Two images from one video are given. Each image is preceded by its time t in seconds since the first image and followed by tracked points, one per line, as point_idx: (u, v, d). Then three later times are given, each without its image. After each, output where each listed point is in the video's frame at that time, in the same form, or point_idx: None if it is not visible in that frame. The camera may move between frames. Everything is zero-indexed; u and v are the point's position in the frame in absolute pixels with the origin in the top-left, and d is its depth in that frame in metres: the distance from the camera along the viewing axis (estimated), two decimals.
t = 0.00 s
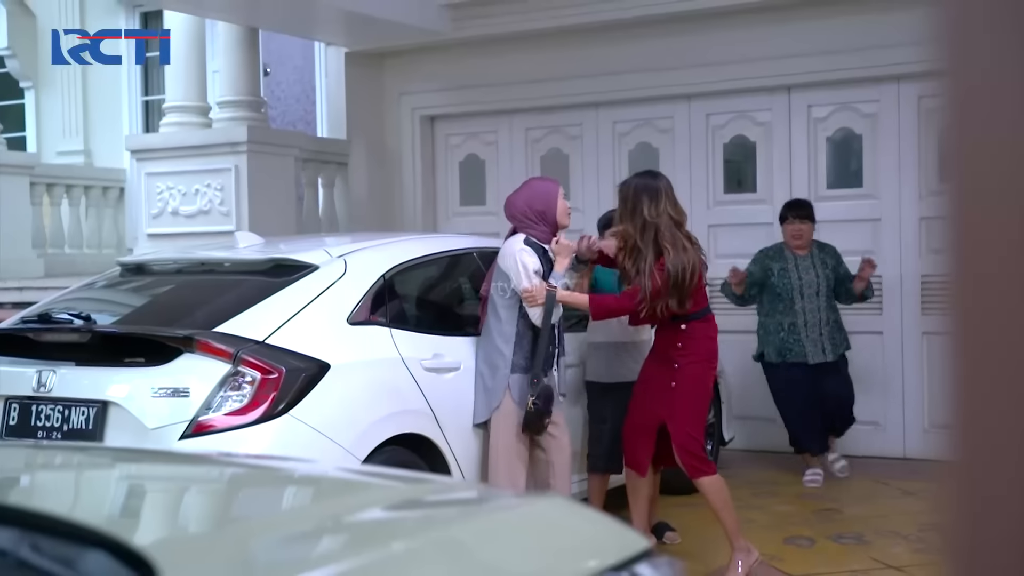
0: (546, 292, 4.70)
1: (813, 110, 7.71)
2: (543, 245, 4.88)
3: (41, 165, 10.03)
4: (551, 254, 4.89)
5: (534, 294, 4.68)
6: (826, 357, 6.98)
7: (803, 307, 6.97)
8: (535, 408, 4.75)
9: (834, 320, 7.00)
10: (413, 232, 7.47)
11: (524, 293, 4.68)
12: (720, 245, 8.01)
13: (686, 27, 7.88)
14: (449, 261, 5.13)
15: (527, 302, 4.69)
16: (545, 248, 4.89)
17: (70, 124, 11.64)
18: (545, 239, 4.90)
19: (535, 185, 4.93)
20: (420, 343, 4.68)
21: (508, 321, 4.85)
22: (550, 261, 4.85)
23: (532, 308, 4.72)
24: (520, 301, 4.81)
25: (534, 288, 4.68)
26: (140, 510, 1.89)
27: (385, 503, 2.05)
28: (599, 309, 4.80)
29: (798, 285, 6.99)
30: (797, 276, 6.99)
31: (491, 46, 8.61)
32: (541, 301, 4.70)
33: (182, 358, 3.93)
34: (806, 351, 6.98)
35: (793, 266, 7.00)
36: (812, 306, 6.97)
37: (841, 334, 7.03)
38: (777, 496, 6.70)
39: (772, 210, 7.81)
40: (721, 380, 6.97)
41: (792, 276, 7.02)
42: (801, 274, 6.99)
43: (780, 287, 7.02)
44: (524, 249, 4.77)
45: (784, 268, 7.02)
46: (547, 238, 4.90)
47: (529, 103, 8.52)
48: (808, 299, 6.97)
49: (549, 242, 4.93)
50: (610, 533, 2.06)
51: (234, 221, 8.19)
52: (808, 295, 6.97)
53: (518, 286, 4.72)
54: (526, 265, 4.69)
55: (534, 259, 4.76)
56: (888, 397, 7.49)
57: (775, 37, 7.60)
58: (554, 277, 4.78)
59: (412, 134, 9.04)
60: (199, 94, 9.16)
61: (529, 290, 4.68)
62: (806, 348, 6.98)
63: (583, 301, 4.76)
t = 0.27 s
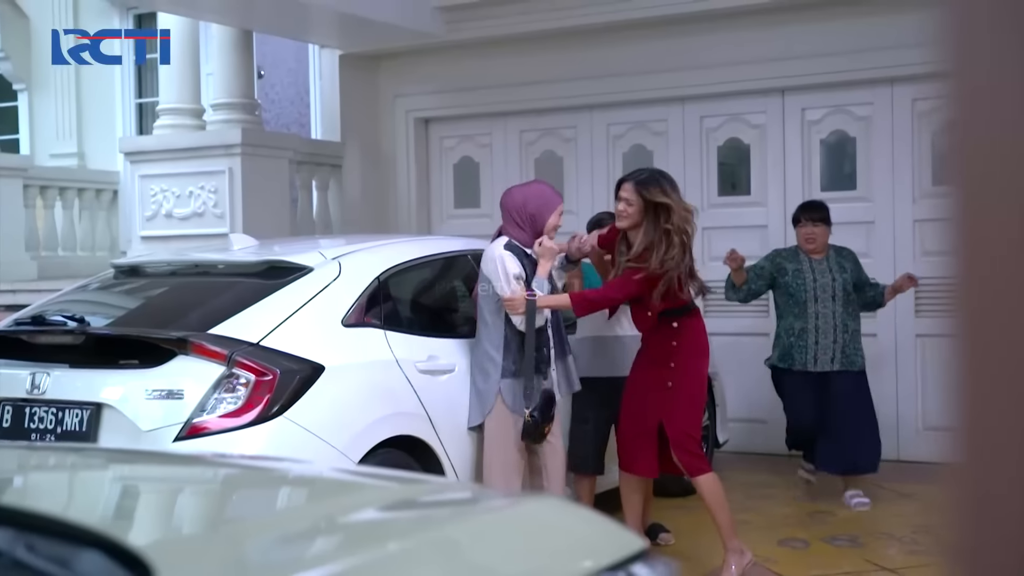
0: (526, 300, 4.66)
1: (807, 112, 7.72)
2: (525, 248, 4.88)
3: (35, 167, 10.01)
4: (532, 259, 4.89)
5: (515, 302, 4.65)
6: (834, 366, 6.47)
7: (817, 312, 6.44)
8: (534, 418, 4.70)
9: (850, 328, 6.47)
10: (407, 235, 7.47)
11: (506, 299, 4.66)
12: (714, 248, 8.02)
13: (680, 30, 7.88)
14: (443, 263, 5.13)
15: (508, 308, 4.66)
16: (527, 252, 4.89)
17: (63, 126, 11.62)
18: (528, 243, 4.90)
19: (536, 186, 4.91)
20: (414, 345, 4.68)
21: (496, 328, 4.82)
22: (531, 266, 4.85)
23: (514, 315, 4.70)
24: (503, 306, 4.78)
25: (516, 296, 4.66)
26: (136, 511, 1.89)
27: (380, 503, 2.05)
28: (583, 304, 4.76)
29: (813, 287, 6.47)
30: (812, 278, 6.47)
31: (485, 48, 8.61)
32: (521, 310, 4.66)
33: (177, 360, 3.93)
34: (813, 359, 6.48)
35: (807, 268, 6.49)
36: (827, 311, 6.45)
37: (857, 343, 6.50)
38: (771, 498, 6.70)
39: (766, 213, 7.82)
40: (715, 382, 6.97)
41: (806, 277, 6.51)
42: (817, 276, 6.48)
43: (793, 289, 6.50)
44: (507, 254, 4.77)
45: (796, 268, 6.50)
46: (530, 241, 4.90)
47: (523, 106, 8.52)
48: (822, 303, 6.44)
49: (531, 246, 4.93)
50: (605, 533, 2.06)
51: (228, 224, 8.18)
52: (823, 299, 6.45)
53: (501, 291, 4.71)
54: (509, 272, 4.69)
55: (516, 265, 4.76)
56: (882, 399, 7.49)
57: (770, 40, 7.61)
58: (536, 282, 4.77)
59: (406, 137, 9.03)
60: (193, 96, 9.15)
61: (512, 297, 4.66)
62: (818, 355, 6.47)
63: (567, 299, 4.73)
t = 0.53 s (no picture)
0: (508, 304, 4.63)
1: (802, 113, 7.72)
2: (485, 257, 4.82)
3: (30, 168, 10.00)
4: (495, 266, 4.83)
5: (497, 308, 4.61)
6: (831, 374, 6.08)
7: (806, 317, 6.08)
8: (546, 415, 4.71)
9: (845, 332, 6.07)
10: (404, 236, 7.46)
11: (485, 308, 4.61)
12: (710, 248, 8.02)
13: (676, 31, 7.89)
14: (439, 264, 5.13)
15: (490, 315, 4.62)
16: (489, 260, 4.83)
17: (58, 127, 11.61)
18: (487, 252, 4.83)
19: (491, 193, 4.84)
20: (410, 346, 4.67)
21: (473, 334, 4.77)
22: (495, 273, 4.80)
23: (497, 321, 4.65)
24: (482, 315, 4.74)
25: (496, 302, 4.61)
26: (131, 510, 1.88)
27: (376, 502, 2.05)
28: (569, 302, 4.76)
29: (801, 292, 6.11)
30: (799, 282, 6.10)
31: (481, 49, 8.61)
32: (504, 314, 4.62)
33: (172, 361, 3.92)
34: (806, 368, 6.10)
35: (797, 269, 6.12)
36: (817, 316, 6.08)
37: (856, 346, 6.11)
38: (767, 499, 6.70)
39: (762, 214, 7.82)
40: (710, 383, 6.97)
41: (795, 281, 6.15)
42: (805, 280, 6.10)
43: (782, 292, 6.16)
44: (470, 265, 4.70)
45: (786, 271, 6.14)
46: (490, 250, 4.83)
47: (519, 107, 8.51)
48: (811, 308, 6.08)
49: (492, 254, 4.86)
50: (603, 531, 2.06)
51: (224, 224, 8.17)
52: (812, 303, 6.08)
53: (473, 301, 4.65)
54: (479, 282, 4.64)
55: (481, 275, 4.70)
56: (878, 400, 7.49)
57: (766, 40, 7.61)
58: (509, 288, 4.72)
59: (402, 138, 9.03)
60: (188, 97, 9.14)
61: (492, 305, 4.61)
62: (811, 363, 6.08)
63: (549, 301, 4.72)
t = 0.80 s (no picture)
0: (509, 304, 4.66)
1: (800, 114, 7.72)
2: (503, 253, 4.85)
3: (27, 169, 9.99)
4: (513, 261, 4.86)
5: (499, 308, 4.65)
6: (825, 385, 5.66)
7: (800, 325, 5.70)
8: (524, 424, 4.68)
9: (843, 339, 5.68)
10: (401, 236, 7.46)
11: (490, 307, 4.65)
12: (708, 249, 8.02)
13: (674, 32, 7.89)
14: (438, 264, 5.13)
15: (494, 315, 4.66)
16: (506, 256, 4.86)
17: (56, 128, 11.60)
18: (504, 247, 4.86)
19: (488, 190, 4.87)
20: (409, 345, 4.68)
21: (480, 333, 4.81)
22: (512, 268, 4.83)
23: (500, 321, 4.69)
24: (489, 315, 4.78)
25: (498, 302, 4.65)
26: (128, 507, 1.88)
27: (373, 499, 2.05)
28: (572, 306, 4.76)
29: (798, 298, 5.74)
30: (796, 288, 5.74)
31: (479, 49, 8.61)
32: (506, 315, 4.66)
33: (170, 360, 3.92)
34: (799, 379, 5.70)
35: (794, 275, 5.76)
36: (813, 322, 5.70)
37: (856, 354, 5.69)
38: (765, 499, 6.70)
39: (760, 214, 7.82)
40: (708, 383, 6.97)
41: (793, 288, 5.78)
42: (801, 287, 5.74)
43: (779, 299, 5.79)
44: (482, 262, 4.74)
45: (783, 277, 5.78)
46: (506, 245, 4.87)
47: (517, 107, 8.51)
48: (807, 314, 5.70)
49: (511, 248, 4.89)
50: (602, 528, 2.06)
51: (222, 224, 8.16)
52: (809, 309, 5.71)
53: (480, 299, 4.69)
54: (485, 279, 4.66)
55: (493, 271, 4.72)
56: (876, 400, 7.49)
57: (764, 41, 7.62)
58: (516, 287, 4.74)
59: (400, 138, 9.03)
60: (186, 97, 9.14)
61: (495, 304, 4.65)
62: (802, 372, 5.68)
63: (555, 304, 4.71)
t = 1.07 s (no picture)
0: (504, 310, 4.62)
1: (799, 115, 7.73)
2: (512, 253, 4.83)
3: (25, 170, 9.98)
4: (520, 262, 4.84)
5: (495, 311, 4.61)
6: (810, 407, 5.36)
7: (778, 345, 5.36)
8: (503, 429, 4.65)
9: (826, 354, 5.34)
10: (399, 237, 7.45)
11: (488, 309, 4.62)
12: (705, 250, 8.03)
13: (671, 33, 7.90)
14: (437, 265, 5.13)
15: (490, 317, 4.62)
16: (514, 256, 4.84)
17: (54, 129, 11.60)
18: (514, 246, 4.84)
19: (508, 189, 4.87)
20: (407, 346, 4.67)
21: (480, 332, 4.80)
22: (518, 269, 4.81)
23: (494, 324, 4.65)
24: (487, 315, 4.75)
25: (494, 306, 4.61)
26: (127, 506, 1.88)
27: (372, 497, 2.05)
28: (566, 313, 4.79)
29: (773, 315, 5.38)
30: (769, 306, 5.38)
31: (477, 51, 8.61)
32: (500, 319, 4.61)
33: (168, 361, 3.92)
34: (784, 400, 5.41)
35: (768, 289, 5.39)
36: (792, 340, 5.36)
37: (844, 365, 5.35)
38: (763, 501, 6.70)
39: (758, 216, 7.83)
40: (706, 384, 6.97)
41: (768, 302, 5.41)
42: (774, 303, 5.38)
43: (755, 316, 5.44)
44: (491, 260, 4.72)
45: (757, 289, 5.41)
46: (518, 245, 4.85)
47: (515, 108, 8.51)
48: (785, 333, 5.35)
49: (520, 249, 4.87)
50: (599, 526, 2.06)
51: (219, 225, 8.16)
52: (785, 327, 5.35)
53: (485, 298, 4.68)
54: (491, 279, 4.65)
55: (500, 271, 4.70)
56: (873, 402, 7.50)
57: (762, 42, 7.62)
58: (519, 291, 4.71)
59: (398, 140, 9.03)
60: (184, 98, 9.15)
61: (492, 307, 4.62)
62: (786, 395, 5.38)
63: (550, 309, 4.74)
